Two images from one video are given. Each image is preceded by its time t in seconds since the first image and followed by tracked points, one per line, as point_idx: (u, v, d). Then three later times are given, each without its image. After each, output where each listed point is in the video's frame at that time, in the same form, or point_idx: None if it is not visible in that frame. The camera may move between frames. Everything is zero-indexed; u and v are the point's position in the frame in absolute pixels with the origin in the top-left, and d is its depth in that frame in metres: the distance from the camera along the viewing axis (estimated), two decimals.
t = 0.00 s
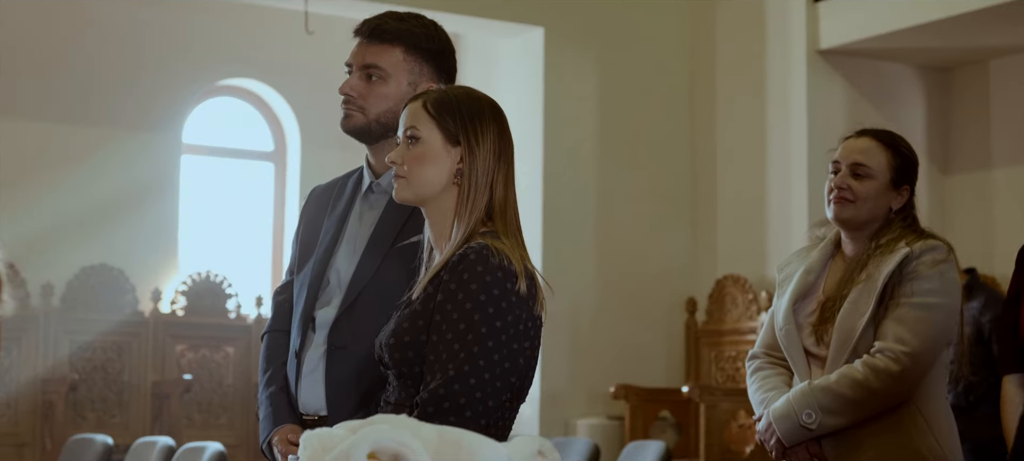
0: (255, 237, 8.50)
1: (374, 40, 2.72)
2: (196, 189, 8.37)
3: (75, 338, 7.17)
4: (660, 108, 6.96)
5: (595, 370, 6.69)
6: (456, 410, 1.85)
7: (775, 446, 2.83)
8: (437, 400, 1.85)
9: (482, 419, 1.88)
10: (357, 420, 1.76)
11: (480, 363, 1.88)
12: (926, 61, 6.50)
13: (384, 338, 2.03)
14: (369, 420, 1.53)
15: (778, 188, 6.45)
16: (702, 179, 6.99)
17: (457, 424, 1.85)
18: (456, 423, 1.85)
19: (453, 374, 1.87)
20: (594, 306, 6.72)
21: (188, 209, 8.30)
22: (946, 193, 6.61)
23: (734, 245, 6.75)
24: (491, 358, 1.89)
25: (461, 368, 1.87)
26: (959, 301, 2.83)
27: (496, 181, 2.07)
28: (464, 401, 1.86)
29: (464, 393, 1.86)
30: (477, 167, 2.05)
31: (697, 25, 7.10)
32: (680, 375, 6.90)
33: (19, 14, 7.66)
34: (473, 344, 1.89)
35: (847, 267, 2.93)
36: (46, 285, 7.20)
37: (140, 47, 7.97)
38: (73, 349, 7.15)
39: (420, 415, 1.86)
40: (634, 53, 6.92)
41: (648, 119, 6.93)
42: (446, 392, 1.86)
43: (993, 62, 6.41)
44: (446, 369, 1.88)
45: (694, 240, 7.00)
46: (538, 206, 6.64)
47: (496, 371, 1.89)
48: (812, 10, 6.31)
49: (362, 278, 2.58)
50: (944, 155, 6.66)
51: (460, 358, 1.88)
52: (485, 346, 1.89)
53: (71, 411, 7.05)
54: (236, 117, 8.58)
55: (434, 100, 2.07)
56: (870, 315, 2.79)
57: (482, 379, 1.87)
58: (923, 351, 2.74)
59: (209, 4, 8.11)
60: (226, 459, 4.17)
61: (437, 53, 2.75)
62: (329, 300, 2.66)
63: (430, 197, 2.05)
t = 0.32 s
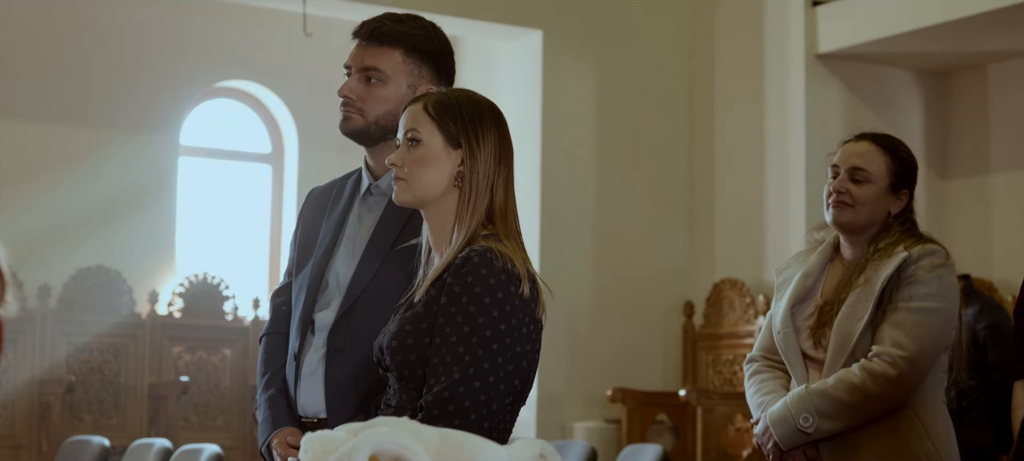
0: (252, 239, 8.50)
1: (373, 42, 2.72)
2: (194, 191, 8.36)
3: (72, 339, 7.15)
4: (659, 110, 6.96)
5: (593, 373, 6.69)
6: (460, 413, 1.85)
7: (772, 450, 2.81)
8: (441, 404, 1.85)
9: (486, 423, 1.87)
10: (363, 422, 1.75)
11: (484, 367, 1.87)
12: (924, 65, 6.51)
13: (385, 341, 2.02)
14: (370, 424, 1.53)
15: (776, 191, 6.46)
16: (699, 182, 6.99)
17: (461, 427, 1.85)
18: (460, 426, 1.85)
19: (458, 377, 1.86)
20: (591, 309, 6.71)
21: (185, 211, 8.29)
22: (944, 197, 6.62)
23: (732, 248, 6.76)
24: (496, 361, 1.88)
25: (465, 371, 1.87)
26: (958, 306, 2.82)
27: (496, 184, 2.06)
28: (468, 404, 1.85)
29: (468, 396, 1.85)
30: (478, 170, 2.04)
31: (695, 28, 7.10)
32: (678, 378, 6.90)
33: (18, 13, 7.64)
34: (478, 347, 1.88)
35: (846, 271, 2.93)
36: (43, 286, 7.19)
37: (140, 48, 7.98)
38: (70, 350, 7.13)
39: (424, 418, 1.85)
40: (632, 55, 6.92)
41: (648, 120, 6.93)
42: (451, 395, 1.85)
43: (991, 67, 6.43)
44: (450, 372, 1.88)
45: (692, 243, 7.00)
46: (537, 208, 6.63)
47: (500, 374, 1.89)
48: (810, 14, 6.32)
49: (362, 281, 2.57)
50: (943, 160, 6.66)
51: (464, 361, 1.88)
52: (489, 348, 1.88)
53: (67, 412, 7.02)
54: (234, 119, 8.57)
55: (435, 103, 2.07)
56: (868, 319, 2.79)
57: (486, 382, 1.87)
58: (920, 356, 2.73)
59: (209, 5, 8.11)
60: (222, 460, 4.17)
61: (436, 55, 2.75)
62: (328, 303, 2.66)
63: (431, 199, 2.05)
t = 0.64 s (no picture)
0: (249, 239, 8.49)
1: (372, 41, 2.71)
2: (192, 190, 8.35)
3: (70, 338, 7.14)
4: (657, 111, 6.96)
5: (590, 373, 6.69)
6: (461, 414, 1.85)
7: (776, 452, 2.81)
8: (442, 404, 1.85)
9: (487, 423, 1.87)
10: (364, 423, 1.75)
11: (485, 367, 1.87)
12: (923, 67, 6.52)
13: (386, 341, 2.02)
14: (373, 424, 1.53)
15: (774, 192, 6.47)
16: (697, 183, 6.98)
17: (461, 429, 1.84)
18: (460, 427, 1.85)
19: (459, 378, 1.86)
20: (589, 310, 6.71)
21: (184, 210, 8.28)
22: (942, 198, 6.63)
23: (729, 249, 6.76)
24: (497, 362, 1.88)
25: (466, 372, 1.87)
26: (959, 307, 2.83)
27: (497, 184, 2.06)
28: (469, 405, 1.85)
29: (469, 397, 1.85)
30: (478, 170, 2.04)
31: (694, 29, 7.10)
32: (675, 379, 6.90)
33: (17, 13, 7.62)
34: (479, 348, 1.88)
35: (845, 273, 2.93)
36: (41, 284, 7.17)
37: (138, 47, 7.97)
38: (67, 349, 7.12)
39: (424, 419, 1.85)
40: (631, 56, 6.92)
41: (646, 122, 6.93)
42: (451, 396, 1.85)
43: (989, 69, 6.44)
44: (451, 373, 1.88)
45: (690, 244, 7.00)
46: (534, 209, 6.63)
47: (502, 375, 1.88)
48: (808, 15, 6.33)
49: (362, 281, 2.57)
50: (941, 161, 6.67)
51: (466, 362, 1.88)
52: (490, 349, 1.88)
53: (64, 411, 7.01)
54: (232, 118, 8.56)
55: (435, 103, 2.07)
56: (870, 320, 2.79)
57: (487, 382, 1.87)
58: (924, 357, 2.74)
59: (208, 4, 8.11)
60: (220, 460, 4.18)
61: (435, 54, 2.75)
62: (328, 303, 2.66)
63: (431, 200, 2.05)
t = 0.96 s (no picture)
0: (248, 239, 8.48)
1: (372, 41, 2.71)
2: (190, 190, 8.34)
3: (67, 338, 7.12)
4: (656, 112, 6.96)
5: (588, 374, 6.68)
6: (461, 417, 1.84)
7: (778, 455, 2.80)
8: (442, 406, 1.85)
9: (486, 425, 1.86)
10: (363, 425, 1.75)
11: (485, 369, 1.87)
12: (921, 68, 6.51)
13: (387, 343, 2.02)
14: (376, 424, 1.54)
15: (773, 193, 6.47)
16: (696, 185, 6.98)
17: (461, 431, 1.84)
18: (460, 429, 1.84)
19: (459, 380, 1.86)
20: (587, 311, 6.71)
21: (181, 210, 8.27)
22: (941, 200, 6.63)
23: (728, 250, 6.76)
24: (496, 364, 1.87)
25: (466, 374, 1.86)
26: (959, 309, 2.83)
27: (499, 185, 2.06)
28: (469, 407, 1.85)
29: (469, 399, 1.85)
30: (480, 171, 2.04)
31: (693, 30, 7.09)
32: (674, 381, 6.90)
33: (16, 12, 7.62)
34: (479, 349, 1.88)
35: (845, 274, 2.93)
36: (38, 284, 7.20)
37: (137, 47, 7.96)
38: (64, 349, 7.10)
39: (424, 420, 1.85)
40: (630, 57, 6.91)
41: (645, 123, 6.92)
42: (451, 398, 1.85)
43: (988, 71, 6.44)
44: (450, 375, 1.87)
45: (689, 246, 6.99)
46: (532, 210, 6.63)
47: (502, 376, 1.88)
48: (807, 17, 6.33)
49: (362, 282, 2.57)
50: (939, 163, 6.67)
51: (465, 364, 1.87)
52: (490, 351, 1.88)
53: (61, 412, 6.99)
54: (230, 118, 8.55)
55: (437, 104, 2.07)
56: (872, 323, 2.79)
57: (487, 385, 1.86)
58: (926, 359, 2.74)
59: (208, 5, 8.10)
60: None
61: (435, 55, 2.74)
62: (326, 305, 2.65)
63: (432, 200, 2.04)
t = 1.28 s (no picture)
0: (246, 241, 8.48)
1: (372, 43, 2.71)
2: (187, 192, 8.34)
3: (64, 340, 7.09)
4: (653, 114, 6.96)
5: (586, 377, 6.68)
6: (461, 418, 1.84)
7: (774, 457, 2.80)
8: (441, 407, 1.85)
9: (486, 426, 1.86)
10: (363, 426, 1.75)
11: (484, 370, 1.87)
12: (919, 71, 6.52)
13: (387, 345, 2.02)
14: (376, 427, 1.56)
15: (771, 196, 6.48)
16: (693, 187, 6.98)
17: (460, 432, 1.84)
18: (460, 430, 1.84)
19: (458, 380, 1.86)
20: (585, 314, 6.71)
21: (179, 212, 8.27)
22: (938, 203, 6.64)
23: (726, 253, 6.77)
24: (495, 365, 1.88)
25: (465, 374, 1.86)
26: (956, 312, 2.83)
27: (498, 187, 2.06)
28: (468, 407, 1.85)
29: (468, 400, 1.85)
30: (479, 173, 2.04)
31: (690, 33, 7.10)
32: (671, 383, 6.90)
33: (15, 12, 7.62)
34: (477, 350, 1.88)
35: (843, 277, 2.93)
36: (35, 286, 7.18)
37: (135, 48, 7.96)
38: (61, 351, 7.08)
39: (424, 421, 1.85)
40: (628, 58, 6.91)
41: (643, 125, 6.93)
42: (450, 399, 1.85)
43: (986, 74, 6.45)
44: (449, 376, 1.87)
45: (686, 248, 6.99)
46: (530, 212, 6.62)
47: (501, 376, 1.88)
48: (805, 18, 6.34)
49: (360, 284, 2.57)
50: (937, 166, 6.68)
51: (464, 365, 1.87)
52: (488, 352, 1.88)
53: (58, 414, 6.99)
54: (228, 120, 8.54)
55: (438, 105, 2.07)
56: (868, 325, 2.79)
57: (486, 385, 1.86)
58: (922, 362, 2.74)
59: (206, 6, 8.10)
60: None
61: (434, 56, 2.74)
62: (325, 306, 2.65)
63: (431, 201, 2.04)
